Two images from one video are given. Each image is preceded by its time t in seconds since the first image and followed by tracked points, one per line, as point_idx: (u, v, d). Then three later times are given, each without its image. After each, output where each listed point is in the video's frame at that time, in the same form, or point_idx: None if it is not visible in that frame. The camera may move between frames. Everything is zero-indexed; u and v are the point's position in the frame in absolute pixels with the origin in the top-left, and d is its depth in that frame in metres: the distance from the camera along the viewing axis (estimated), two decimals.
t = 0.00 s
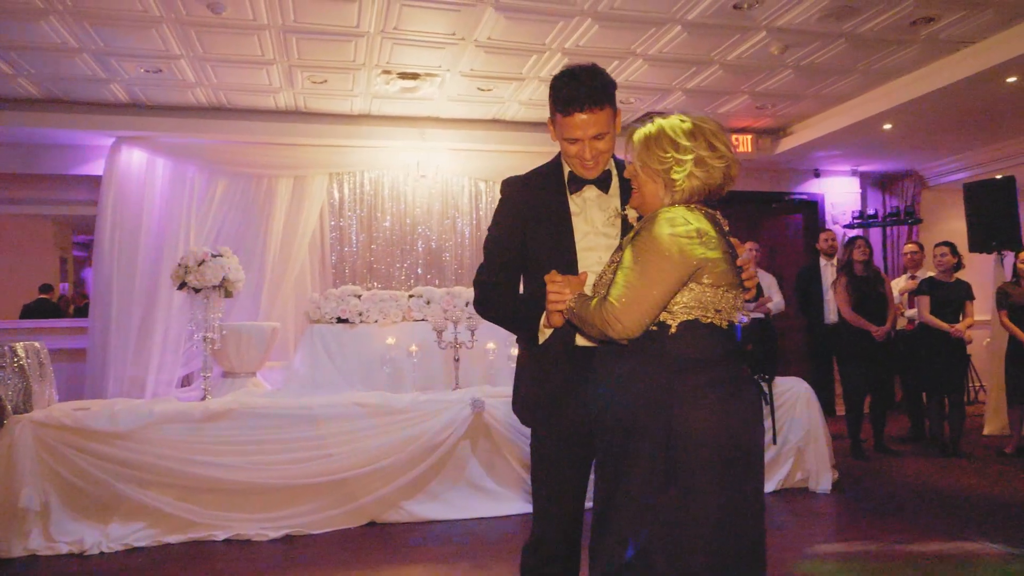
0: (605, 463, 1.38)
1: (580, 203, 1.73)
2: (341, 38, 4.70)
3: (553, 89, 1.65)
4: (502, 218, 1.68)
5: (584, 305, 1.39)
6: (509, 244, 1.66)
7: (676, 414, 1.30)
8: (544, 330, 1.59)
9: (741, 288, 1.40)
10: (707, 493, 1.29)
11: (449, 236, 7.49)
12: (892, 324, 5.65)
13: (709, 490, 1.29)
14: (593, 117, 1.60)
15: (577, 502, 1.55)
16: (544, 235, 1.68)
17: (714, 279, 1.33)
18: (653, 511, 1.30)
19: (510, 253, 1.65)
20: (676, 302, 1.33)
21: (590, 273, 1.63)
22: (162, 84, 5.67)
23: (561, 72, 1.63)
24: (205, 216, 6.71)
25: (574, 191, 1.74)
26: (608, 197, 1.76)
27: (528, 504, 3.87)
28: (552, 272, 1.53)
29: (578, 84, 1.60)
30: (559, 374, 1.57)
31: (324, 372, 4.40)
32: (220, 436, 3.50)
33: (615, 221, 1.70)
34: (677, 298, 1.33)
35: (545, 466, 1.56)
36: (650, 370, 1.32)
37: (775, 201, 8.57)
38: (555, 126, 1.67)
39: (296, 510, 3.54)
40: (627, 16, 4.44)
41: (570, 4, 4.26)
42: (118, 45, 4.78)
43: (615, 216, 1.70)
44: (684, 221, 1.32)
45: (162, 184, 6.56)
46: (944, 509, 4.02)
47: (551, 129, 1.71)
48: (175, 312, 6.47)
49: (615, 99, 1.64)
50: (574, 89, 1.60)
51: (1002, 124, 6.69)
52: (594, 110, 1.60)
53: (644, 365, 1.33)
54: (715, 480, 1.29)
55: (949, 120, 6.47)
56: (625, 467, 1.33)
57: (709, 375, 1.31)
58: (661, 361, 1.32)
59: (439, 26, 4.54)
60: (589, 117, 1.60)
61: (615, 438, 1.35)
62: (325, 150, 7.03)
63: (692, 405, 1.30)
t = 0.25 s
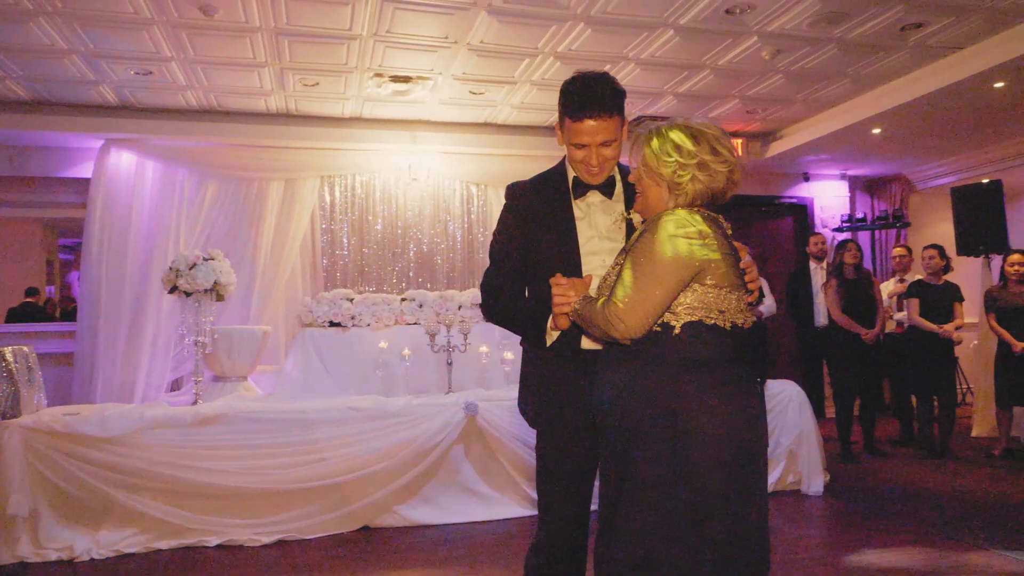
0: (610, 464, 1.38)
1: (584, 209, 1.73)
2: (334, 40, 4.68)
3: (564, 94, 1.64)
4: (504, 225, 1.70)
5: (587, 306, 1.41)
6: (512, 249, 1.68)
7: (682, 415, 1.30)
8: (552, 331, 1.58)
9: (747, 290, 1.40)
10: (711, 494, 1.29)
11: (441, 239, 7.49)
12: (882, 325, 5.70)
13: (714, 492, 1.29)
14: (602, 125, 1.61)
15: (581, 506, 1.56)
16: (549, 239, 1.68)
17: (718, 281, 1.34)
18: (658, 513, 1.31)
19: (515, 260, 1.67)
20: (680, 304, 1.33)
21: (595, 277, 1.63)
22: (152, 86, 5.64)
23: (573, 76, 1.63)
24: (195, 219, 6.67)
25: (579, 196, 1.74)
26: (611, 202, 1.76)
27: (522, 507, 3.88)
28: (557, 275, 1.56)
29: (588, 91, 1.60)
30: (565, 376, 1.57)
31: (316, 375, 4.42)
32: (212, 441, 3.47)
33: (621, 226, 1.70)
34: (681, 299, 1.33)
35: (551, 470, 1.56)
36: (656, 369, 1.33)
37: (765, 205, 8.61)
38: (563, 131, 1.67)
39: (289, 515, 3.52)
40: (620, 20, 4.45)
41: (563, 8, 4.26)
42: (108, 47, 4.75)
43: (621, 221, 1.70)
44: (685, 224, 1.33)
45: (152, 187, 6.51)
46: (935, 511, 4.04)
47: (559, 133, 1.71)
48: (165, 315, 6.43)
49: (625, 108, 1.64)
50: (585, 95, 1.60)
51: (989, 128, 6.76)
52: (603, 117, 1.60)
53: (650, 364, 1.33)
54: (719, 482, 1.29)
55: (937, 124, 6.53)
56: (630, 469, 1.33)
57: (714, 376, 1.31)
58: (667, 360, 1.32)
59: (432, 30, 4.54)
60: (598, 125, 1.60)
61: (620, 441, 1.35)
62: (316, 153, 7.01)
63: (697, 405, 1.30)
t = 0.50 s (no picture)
0: (613, 466, 1.38)
1: (587, 212, 1.75)
2: (326, 43, 4.67)
3: (569, 99, 1.68)
4: (506, 228, 1.71)
5: (590, 306, 1.41)
6: (515, 253, 1.68)
7: (686, 417, 1.30)
8: (556, 334, 1.59)
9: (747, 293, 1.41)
10: (714, 497, 1.29)
11: (432, 243, 7.48)
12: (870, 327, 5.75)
13: (716, 494, 1.30)
14: (605, 129, 1.64)
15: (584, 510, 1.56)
16: (551, 242, 1.68)
17: (719, 282, 1.34)
18: (661, 517, 1.31)
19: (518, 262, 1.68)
20: (681, 304, 1.33)
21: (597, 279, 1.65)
22: (142, 88, 5.60)
23: (579, 82, 1.66)
24: (185, 222, 6.62)
25: (580, 199, 1.76)
26: (614, 206, 1.77)
27: (515, 510, 3.88)
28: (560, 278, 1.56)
29: (593, 96, 1.63)
30: (568, 380, 1.57)
31: (307, 380, 4.37)
32: (203, 445, 3.44)
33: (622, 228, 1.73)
34: (683, 299, 1.34)
35: (554, 474, 1.57)
36: (659, 371, 1.33)
37: (756, 208, 8.66)
38: (568, 135, 1.70)
39: (281, 520, 3.51)
40: (612, 24, 4.47)
41: (556, 12, 4.27)
42: (97, 49, 4.71)
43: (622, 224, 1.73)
44: (688, 224, 1.34)
45: (141, 189, 6.47)
46: (925, 512, 4.07)
47: (563, 137, 1.74)
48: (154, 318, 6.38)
49: (628, 114, 1.67)
50: (591, 100, 1.63)
51: (976, 133, 6.84)
52: (609, 121, 1.64)
53: (654, 365, 1.33)
54: (721, 484, 1.30)
55: (925, 129, 6.59)
56: (634, 470, 1.33)
57: (717, 377, 1.32)
58: (670, 362, 1.32)
59: (425, 33, 4.54)
60: (601, 129, 1.63)
61: (624, 442, 1.35)
62: (307, 156, 6.98)
63: (701, 407, 1.30)
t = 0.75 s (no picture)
0: (615, 466, 1.39)
1: (588, 216, 1.77)
2: (319, 45, 4.66)
3: (571, 102, 1.69)
4: (509, 232, 1.73)
5: (592, 306, 1.41)
6: (519, 257, 1.71)
7: (687, 417, 1.31)
8: (560, 334, 1.57)
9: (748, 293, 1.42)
10: (715, 497, 1.30)
11: (424, 245, 7.48)
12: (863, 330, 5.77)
13: (717, 494, 1.30)
14: (606, 131, 1.65)
15: (585, 511, 1.57)
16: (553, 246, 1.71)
17: (720, 283, 1.35)
18: (661, 516, 1.32)
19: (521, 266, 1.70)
20: (683, 304, 1.34)
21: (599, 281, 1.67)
22: (131, 91, 5.57)
23: (580, 85, 1.68)
24: (174, 225, 6.58)
25: (581, 203, 1.76)
26: (614, 208, 1.79)
27: (509, 514, 3.87)
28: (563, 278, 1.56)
29: (594, 98, 1.65)
30: (571, 382, 1.59)
31: (300, 383, 4.35)
32: (195, 449, 3.42)
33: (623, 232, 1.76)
34: (684, 300, 1.34)
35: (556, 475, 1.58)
36: (661, 371, 1.33)
37: (745, 211, 8.72)
38: (570, 137, 1.72)
39: (274, 524, 3.48)
40: (604, 28, 4.48)
41: (549, 15, 4.28)
42: (86, 50, 4.67)
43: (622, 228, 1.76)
44: (688, 227, 1.35)
45: (130, 191, 6.42)
46: (915, 513, 4.10)
47: (566, 141, 1.76)
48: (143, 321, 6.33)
49: (630, 116, 1.68)
50: (593, 102, 1.64)
51: (963, 137, 6.90)
52: (611, 123, 1.65)
53: (656, 365, 1.34)
54: (722, 484, 1.30)
55: (913, 133, 6.65)
56: (637, 469, 1.34)
57: (718, 378, 1.33)
58: (672, 362, 1.33)
59: (417, 36, 4.54)
60: (602, 130, 1.64)
61: (626, 442, 1.36)
62: (297, 159, 6.95)
63: (702, 407, 1.31)
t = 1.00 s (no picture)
0: (616, 466, 1.41)
1: (588, 218, 1.80)
2: (311, 48, 4.64)
3: (570, 105, 1.74)
4: (510, 235, 1.77)
5: (593, 307, 1.43)
6: (522, 258, 1.76)
7: (688, 416, 1.32)
8: (560, 335, 1.58)
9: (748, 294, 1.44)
10: (716, 498, 1.31)
11: (415, 248, 7.46)
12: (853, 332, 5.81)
13: (719, 493, 1.31)
14: (604, 132, 1.69)
15: (585, 509, 1.58)
16: (553, 248, 1.74)
17: (721, 284, 1.37)
18: (662, 516, 1.33)
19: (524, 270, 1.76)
20: (684, 305, 1.36)
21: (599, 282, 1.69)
22: (120, 92, 5.53)
23: (578, 89, 1.72)
24: (164, 227, 6.53)
25: (581, 205, 1.79)
26: (614, 211, 1.82)
27: (503, 517, 3.87)
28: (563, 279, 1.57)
29: (592, 100, 1.69)
30: (571, 385, 1.59)
31: (291, 386, 4.33)
32: (187, 454, 3.40)
33: (622, 236, 1.79)
34: (686, 301, 1.36)
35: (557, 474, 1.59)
36: (662, 370, 1.35)
37: (736, 214, 8.77)
38: (569, 139, 1.76)
39: (267, 528, 3.46)
40: (597, 32, 4.50)
41: (541, 18, 4.29)
42: (75, 51, 4.63)
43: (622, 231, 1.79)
44: (690, 229, 1.37)
45: (119, 193, 6.37)
46: (906, 514, 4.13)
47: (565, 143, 1.80)
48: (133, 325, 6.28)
49: (627, 117, 1.72)
50: (590, 105, 1.68)
51: (950, 141, 6.97)
52: (608, 125, 1.69)
53: (657, 365, 1.36)
54: (723, 485, 1.31)
55: (901, 137, 6.71)
56: (637, 468, 1.36)
57: (719, 377, 1.34)
58: (673, 361, 1.35)
59: (410, 38, 4.53)
60: (600, 131, 1.68)
61: (627, 441, 1.38)
62: (288, 161, 6.91)
63: (703, 406, 1.32)
